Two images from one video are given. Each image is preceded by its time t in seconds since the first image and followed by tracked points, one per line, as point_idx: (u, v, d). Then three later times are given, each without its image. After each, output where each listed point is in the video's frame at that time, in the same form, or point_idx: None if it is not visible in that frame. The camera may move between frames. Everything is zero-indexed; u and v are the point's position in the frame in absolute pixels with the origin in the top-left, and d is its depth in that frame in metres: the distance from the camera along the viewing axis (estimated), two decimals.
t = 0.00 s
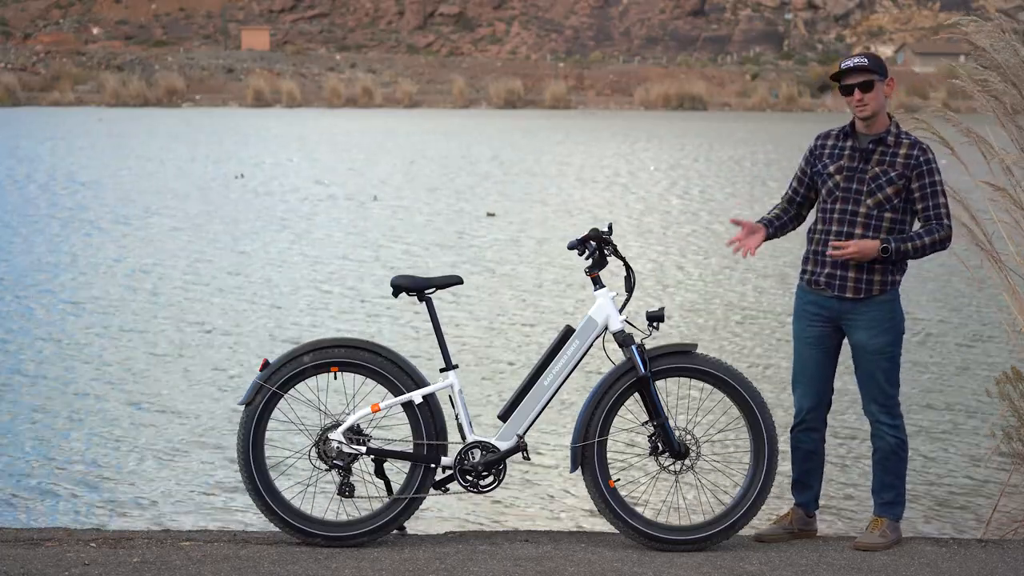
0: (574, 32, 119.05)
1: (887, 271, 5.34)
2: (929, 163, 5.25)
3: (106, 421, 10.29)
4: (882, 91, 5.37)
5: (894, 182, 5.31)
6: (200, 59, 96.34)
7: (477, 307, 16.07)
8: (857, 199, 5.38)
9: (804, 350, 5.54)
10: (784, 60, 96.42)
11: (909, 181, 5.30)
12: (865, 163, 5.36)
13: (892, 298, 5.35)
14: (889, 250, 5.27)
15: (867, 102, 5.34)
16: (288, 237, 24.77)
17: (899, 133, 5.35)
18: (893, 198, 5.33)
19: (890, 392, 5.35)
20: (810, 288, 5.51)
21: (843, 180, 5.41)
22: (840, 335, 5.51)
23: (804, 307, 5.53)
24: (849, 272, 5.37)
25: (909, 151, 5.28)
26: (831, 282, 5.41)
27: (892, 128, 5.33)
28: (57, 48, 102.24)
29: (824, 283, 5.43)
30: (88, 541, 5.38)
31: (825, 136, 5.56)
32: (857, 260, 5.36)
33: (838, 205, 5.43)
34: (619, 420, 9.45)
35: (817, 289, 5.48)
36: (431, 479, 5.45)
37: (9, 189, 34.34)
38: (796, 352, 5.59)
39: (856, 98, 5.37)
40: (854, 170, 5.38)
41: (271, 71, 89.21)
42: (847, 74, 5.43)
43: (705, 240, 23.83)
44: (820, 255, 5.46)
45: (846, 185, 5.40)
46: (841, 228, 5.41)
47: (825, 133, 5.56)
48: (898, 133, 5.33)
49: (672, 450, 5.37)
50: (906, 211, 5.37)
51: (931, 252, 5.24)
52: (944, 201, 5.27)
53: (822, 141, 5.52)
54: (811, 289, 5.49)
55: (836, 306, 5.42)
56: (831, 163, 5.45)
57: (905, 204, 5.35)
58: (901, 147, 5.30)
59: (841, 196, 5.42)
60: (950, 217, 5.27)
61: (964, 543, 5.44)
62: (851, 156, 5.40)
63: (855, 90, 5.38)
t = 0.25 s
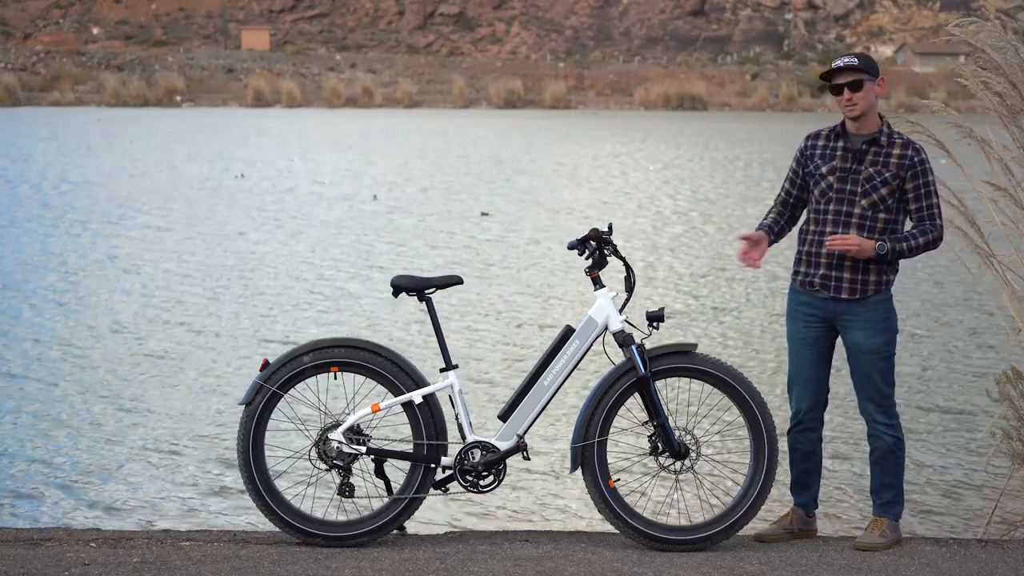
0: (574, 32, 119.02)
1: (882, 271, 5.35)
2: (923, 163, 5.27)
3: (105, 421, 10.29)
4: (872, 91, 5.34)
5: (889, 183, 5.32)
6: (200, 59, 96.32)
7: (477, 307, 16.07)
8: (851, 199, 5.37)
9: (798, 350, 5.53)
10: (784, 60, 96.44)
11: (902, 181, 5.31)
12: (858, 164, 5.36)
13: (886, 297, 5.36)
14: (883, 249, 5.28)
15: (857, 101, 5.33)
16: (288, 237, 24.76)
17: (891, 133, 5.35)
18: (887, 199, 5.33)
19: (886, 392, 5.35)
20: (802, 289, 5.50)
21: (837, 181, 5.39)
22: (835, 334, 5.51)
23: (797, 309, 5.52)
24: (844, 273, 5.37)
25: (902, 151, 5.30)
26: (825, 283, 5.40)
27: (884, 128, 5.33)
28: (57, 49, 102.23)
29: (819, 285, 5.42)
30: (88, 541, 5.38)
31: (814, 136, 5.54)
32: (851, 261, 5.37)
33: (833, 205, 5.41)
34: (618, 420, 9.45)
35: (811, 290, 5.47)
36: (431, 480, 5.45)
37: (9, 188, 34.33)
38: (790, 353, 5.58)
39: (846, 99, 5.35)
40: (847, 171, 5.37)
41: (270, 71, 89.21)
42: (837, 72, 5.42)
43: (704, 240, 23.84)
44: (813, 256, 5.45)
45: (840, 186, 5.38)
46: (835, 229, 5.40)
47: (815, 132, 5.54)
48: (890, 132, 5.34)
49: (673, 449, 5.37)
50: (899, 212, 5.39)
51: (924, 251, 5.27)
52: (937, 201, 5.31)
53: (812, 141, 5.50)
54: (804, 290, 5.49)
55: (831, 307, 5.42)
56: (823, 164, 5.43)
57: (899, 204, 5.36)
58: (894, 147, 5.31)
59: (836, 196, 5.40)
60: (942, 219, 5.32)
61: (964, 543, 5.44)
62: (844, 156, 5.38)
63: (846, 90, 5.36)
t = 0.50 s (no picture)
0: (574, 32, 118.82)
1: (878, 271, 5.36)
2: (914, 160, 5.28)
3: (105, 422, 10.28)
4: (864, 89, 5.34)
5: (882, 181, 5.31)
6: (200, 58, 96.29)
7: (477, 307, 16.08)
8: (846, 199, 5.36)
9: (795, 350, 5.53)
10: (784, 60, 96.41)
11: (895, 179, 5.32)
12: (852, 164, 5.36)
13: (881, 298, 5.36)
14: (877, 245, 5.29)
15: (848, 100, 5.34)
16: (288, 237, 24.77)
17: (885, 131, 5.35)
18: (882, 197, 5.33)
19: (884, 391, 5.35)
20: (798, 289, 5.50)
21: (831, 181, 5.39)
22: (832, 334, 5.51)
23: (794, 309, 5.52)
24: (839, 273, 5.37)
25: (895, 148, 5.29)
26: (822, 283, 5.40)
27: (877, 126, 5.33)
28: (57, 49, 102.25)
29: (815, 285, 5.42)
30: (88, 541, 5.38)
31: (806, 135, 5.54)
32: (848, 260, 5.36)
33: (827, 204, 5.40)
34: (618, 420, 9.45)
35: (807, 290, 5.47)
36: (432, 480, 5.45)
37: (9, 188, 34.34)
38: (788, 352, 5.58)
39: (837, 98, 5.36)
40: (841, 171, 5.37)
41: (270, 71, 89.20)
42: (827, 72, 5.41)
43: (704, 240, 23.86)
44: (810, 256, 5.44)
45: (834, 186, 5.38)
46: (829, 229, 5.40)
47: (807, 132, 5.54)
48: (882, 129, 5.34)
49: (673, 450, 5.37)
50: (895, 211, 5.37)
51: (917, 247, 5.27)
52: (929, 198, 5.31)
53: (804, 141, 5.50)
54: (800, 290, 5.49)
55: (827, 306, 5.42)
56: (816, 165, 5.44)
57: (892, 202, 5.36)
58: (886, 145, 5.31)
59: (829, 197, 5.39)
60: (933, 215, 5.31)
61: (965, 543, 5.44)
62: (837, 157, 5.38)
63: (836, 89, 5.37)
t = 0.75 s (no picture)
0: (574, 32, 118.75)
1: (877, 269, 5.35)
2: (909, 158, 5.28)
3: (106, 422, 10.27)
4: (855, 89, 5.34)
5: (877, 180, 5.32)
6: (199, 59, 96.32)
7: (477, 307, 16.09)
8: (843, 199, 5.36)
9: (795, 349, 5.54)
10: (784, 60, 96.42)
11: (891, 177, 5.31)
12: (846, 164, 5.36)
13: (880, 298, 5.36)
14: (873, 244, 5.28)
15: (841, 100, 5.33)
16: (288, 237, 24.78)
17: (878, 130, 5.34)
18: (877, 197, 5.34)
19: (883, 391, 5.35)
20: (798, 289, 5.50)
21: (826, 182, 5.39)
22: (831, 333, 5.51)
23: (795, 310, 5.52)
24: (839, 273, 5.37)
25: (888, 147, 5.29)
26: (821, 284, 5.40)
27: (870, 125, 5.32)
28: (57, 49, 102.30)
29: (814, 286, 5.42)
30: (88, 541, 5.39)
31: (801, 135, 5.53)
32: (847, 260, 5.36)
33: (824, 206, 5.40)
34: (619, 420, 9.46)
35: (806, 291, 5.47)
36: (432, 479, 5.45)
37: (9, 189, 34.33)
38: (787, 353, 5.59)
39: (830, 97, 5.36)
40: (836, 172, 5.38)
41: (271, 71, 89.26)
42: (821, 71, 5.41)
43: (704, 239, 23.86)
44: (809, 256, 5.44)
45: (831, 187, 5.38)
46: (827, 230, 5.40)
47: (802, 132, 5.53)
48: (876, 128, 5.33)
49: (673, 450, 5.37)
50: (891, 210, 5.37)
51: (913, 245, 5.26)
52: (924, 196, 5.31)
53: (800, 141, 5.49)
54: (800, 291, 5.48)
55: (826, 306, 5.42)
56: (812, 164, 5.43)
57: (887, 201, 5.36)
58: (881, 144, 5.31)
59: (826, 198, 5.39)
60: (930, 212, 5.30)
61: (964, 542, 5.44)
62: (832, 157, 5.38)
63: (829, 89, 5.36)
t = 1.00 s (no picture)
0: (574, 32, 118.77)
1: (879, 270, 5.34)
2: (909, 156, 5.27)
3: (106, 422, 10.27)
4: (852, 90, 5.33)
5: (877, 180, 5.31)
6: (200, 59, 96.31)
7: (477, 307, 16.09)
8: (842, 201, 5.36)
9: (797, 349, 5.54)
10: (784, 60, 96.47)
11: (891, 177, 5.31)
12: (846, 164, 5.35)
13: (882, 298, 5.35)
14: (890, 239, 5.25)
15: (838, 102, 5.32)
16: (288, 237, 24.77)
17: (876, 129, 5.34)
18: (877, 197, 5.33)
19: (884, 391, 5.34)
20: (800, 290, 5.51)
21: (826, 183, 5.39)
22: (833, 335, 5.52)
23: (796, 310, 5.53)
24: (839, 274, 5.37)
25: (886, 146, 5.29)
26: (823, 285, 5.41)
27: (867, 126, 5.32)
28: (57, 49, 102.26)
29: (816, 287, 5.43)
30: (88, 541, 5.39)
31: (800, 137, 5.53)
32: (848, 260, 5.35)
33: (823, 208, 5.40)
34: (619, 420, 9.46)
35: (809, 292, 5.47)
36: (432, 480, 5.45)
37: (11, 189, 34.30)
38: (788, 353, 5.59)
39: (827, 99, 5.35)
40: (836, 172, 5.37)
41: (271, 71, 89.29)
42: (818, 72, 5.39)
43: (704, 240, 23.87)
44: (810, 258, 5.45)
45: (830, 188, 5.38)
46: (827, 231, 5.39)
47: (800, 134, 5.54)
48: (873, 128, 5.33)
49: (673, 449, 5.37)
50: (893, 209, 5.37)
51: (925, 239, 5.25)
52: (930, 190, 5.30)
53: (798, 143, 5.50)
54: (801, 292, 5.50)
55: (827, 307, 5.43)
56: (811, 165, 5.44)
57: (889, 200, 5.35)
58: (878, 143, 5.30)
59: (826, 200, 5.39)
60: (939, 205, 5.28)
61: (964, 543, 5.44)
62: (830, 158, 5.38)
63: (826, 91, 5.36)
